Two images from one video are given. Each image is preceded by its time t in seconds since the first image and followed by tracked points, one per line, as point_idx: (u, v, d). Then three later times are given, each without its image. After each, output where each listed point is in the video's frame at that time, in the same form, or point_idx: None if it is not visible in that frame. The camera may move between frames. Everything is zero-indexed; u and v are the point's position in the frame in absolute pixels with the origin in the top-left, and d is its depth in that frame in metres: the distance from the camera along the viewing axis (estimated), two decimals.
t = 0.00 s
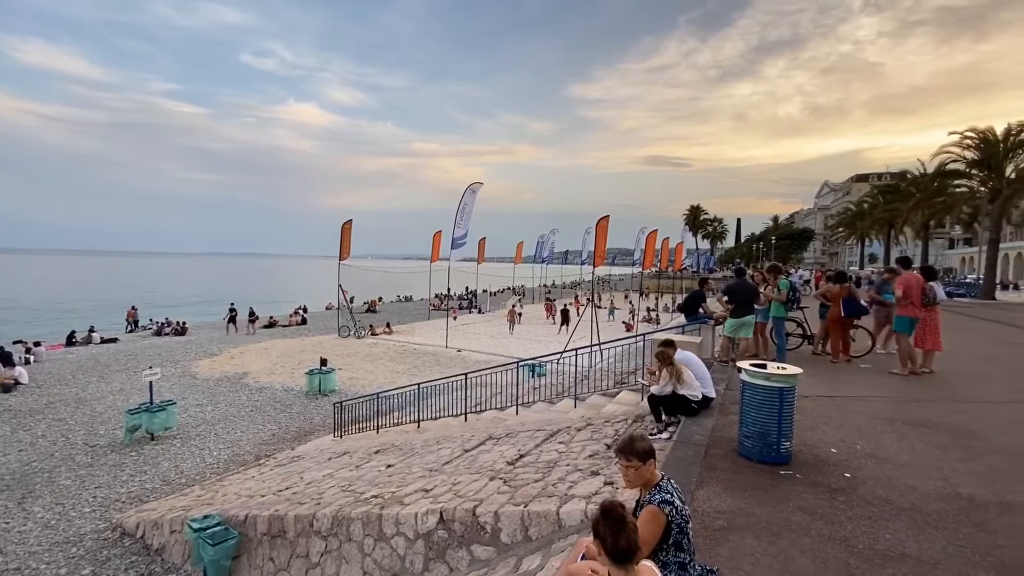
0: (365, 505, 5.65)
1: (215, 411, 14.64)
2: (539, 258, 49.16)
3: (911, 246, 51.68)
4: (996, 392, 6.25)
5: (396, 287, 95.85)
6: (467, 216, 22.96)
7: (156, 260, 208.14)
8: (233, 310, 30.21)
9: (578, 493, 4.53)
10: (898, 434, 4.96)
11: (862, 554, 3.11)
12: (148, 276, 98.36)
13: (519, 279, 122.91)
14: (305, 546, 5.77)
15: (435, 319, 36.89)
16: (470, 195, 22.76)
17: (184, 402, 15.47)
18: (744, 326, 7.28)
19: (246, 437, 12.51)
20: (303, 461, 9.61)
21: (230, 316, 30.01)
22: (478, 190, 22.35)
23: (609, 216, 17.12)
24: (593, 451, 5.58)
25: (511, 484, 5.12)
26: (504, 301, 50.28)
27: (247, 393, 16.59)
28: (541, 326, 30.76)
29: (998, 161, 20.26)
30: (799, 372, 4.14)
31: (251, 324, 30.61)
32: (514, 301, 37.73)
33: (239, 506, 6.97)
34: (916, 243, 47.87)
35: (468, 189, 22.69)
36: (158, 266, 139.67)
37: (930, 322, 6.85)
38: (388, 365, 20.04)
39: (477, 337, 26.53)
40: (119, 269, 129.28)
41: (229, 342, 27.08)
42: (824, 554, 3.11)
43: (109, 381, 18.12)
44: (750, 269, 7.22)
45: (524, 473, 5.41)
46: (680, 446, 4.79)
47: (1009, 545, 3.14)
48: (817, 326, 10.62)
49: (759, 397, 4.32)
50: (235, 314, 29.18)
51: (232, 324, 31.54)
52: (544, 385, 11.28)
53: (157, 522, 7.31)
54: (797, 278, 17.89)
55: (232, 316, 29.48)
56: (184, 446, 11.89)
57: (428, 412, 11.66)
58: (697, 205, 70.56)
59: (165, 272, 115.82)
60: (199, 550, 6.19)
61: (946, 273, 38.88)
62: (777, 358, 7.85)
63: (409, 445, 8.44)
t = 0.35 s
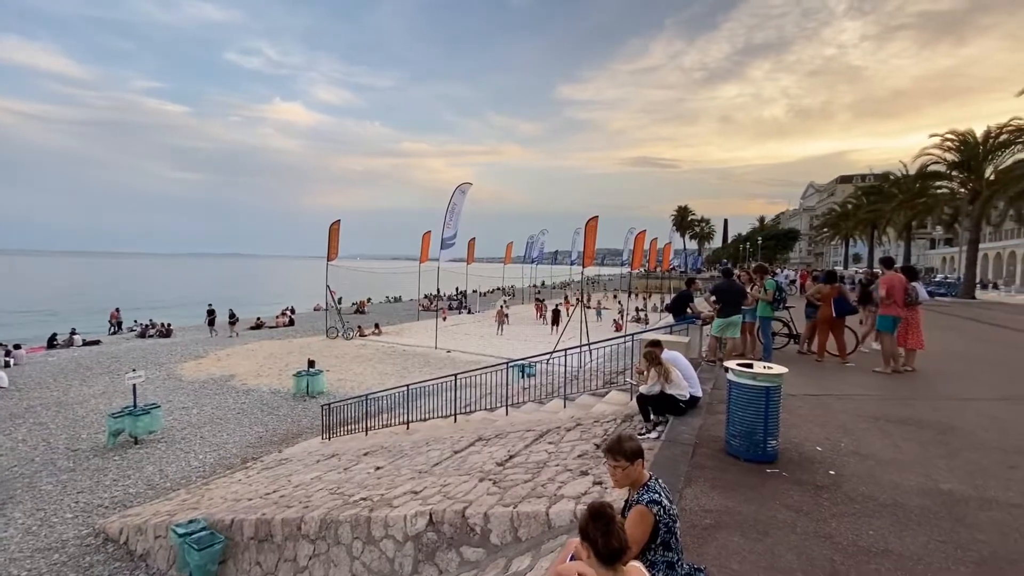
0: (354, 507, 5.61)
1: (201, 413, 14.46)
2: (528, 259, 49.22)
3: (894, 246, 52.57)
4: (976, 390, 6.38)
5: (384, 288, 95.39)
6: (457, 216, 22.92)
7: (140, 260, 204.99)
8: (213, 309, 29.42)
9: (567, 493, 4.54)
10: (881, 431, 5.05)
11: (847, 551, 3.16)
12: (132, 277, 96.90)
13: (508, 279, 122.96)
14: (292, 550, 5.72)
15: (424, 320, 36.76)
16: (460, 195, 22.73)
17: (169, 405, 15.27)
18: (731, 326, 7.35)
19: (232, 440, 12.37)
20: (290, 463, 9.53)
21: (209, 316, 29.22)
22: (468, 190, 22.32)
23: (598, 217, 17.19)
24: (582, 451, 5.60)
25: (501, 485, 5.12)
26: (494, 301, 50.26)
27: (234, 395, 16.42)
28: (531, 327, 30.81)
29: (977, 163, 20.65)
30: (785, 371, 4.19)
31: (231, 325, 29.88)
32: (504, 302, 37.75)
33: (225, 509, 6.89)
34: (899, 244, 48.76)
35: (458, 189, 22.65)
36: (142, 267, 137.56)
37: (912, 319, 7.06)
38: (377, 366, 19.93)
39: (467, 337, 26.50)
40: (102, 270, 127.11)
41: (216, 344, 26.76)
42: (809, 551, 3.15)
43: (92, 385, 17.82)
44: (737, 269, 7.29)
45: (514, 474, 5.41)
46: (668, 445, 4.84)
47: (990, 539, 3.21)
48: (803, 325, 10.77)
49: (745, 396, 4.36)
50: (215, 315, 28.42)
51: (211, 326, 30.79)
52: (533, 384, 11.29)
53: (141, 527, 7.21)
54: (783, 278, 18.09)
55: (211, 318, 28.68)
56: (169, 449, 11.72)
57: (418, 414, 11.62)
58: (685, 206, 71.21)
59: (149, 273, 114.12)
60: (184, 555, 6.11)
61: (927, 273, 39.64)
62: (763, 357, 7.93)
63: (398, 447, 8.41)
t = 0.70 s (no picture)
0: (347, 508, 5.59)
1: (193, 414, 14.37)
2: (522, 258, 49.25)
3: (884, 246, 53.03)
4: (966, 389, 6.44)
5: (378, 288, 95.20)
6: (450, 216, 22.89)
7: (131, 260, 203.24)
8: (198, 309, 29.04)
9: (561, 493, 4.55)
10: (871, 429, 5.09)
11: (838, 549, 3.18)
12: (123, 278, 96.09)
13: (502, 279, 122.99)
14: (286, 552, 5.70)
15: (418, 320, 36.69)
16: (454, 195, 22.71)
17: (161, 406, 15.16)
18: (723, 325, 7.39)
19: (225, 441, 12.30)
20: (283, 465, 9.49)
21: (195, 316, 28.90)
22: (461, 190, 22.30)
23: (591, 217, 17.25)
24: (576, 451, 5.61)
25: (495, 485, 5.13)
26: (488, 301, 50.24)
27: (226, 396, 16.31)
28: (525, 327, 30.79)
29: (966, 163, 20.85)
30: (777, 371, 4.21)
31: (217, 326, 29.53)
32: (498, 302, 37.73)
33: (218, 511, 6.85)
34: (889, 244, 49.23)
35: (452, 188, 22.63)
36: (133, 267, 136.34)
37: (901, 319, 7.13)
38: (370, 366, 19.87)
39: (461, 337, 26.46)
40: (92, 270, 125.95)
41: (208, 344, 26.58)
42: (800, 550, 3.18)
43: (82, 386, 17.67)
44: (729, 269, 7.32)
45: (508, 474, 5.41)
46: (661, 444, 4.85)
47: (979, 536, 3.25)
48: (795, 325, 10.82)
49: (738, 396, 4.38)
50: (200, 315, 28.06)
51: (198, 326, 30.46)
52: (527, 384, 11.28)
53: (133, 529, 7.14)
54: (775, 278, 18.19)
55: (196, 318, 28.30)
56: (161, 451, 11.64)
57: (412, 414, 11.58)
58: (678, 206, 71.58)
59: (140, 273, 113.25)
60: (176, 557, 6.06)
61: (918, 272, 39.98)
62: (756, 356, 7.97)
63: (392, 447, 8.39)
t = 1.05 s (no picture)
0: (346, 508, 5.60)
1: (191, 414, 14.34)
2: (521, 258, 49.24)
3: (881, 246, 53.18)
4: (962, 387, 6.46)
5: (376, 288, 95.20)
6: (449, 215, 22.88)
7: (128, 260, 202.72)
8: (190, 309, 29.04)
9: (559, 492, 4.56)
10: (869, 429, 5.10)
11: (835, 548, 3.19)
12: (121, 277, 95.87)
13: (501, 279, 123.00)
14: (284, 551, 5.69)
15: (416, 319, 36.65)
16: (452, 194, 22.70)
17: (159, 406, 15.13)
18: (721, 324, 7.40)
19: (223, 441, 12.27)
20: (282, 464, 9.48)
21: (186, 315, 28.77)
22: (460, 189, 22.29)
23: (589, 216, 17.26)
24: (574, 450, 5.62)
25: (493, 485, 5.13)
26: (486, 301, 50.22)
27: (224, 395, 16.28)
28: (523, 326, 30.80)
29: (963, 162, 20.89)
30: (775, 370, 4.22)
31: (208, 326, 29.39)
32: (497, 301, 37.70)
33: (217, 511, 6.84)
34: (887, 244, 49.34)
35: (450, 188, 22.60)
36: (131, 266, 136.07)
37: (898, 318, 7.15)
38: (369, 366, 19.85)
39: (459, 337, 26.45)
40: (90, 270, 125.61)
41: (206, 344, 26.52)
42: (798, 548, 3.19)
43: (80, 386, 17.62)
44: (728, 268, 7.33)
45: (506, 474, 5.41)
46: (659, 444, 4.86)
47: (975, 535, 3.26)
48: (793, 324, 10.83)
49: (736, 395, 4.39)
50: (193, 314, 27.95)
51: (191, 326, 30.37)
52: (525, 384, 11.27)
53: (131, 529, 7.14)
54: (773, 278, 18.21)
55: (189, 317, 28.19)
56: (159, 450, 11.63)
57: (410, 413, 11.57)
58: (677, 205, 71.68)
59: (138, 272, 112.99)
60: (174, 557, 6.05)
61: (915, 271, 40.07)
62: (754, 355, 7.97)
63: (390, 447, 8.39)
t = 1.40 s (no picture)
0: (347, 507, 5.60)
1: (193, 413, 14.35)
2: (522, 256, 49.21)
3: (882, 245, 53.15)
4: (963, 385, 6.46)
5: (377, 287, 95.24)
6: (450, 214, 22.88)
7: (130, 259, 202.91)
8: (185, 309, 28.98)
9: (561, 490, 4.56)
10: (871, 427, 5.09)
11: (837, 546, 3.19)
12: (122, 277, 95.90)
13: (502, 278, 123.03)
14: (286, 550, 5.70)
15: (417, 318, 36.66)
16: (454, 193, 22.71)
17: (160, 406, 15.14)
18: (723, 323, 7.40)
19: (224, 440, 12.28)
20: (283, 463, 9.50)
21: (182, 315, 28.57)
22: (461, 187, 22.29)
23: (591, 214, 17.23)
24: (576, 449, 5.62)
25: (495, 484, 5.12)
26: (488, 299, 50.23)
27: (225, 394, 16.27)
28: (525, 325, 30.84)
29: (965, 160, 20.87)
30: (776, 368, 4.21)
31: (204, 326, 29.27)
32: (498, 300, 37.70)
33: (218, 510, 6.85)
34: (888, 242, 49.32)
35: (452, 186, 22.59)
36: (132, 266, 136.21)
37: (900, 316, 7.14)
38: (370, 364, 19.87)
39: (461, 335, 26.46)
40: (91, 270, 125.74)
41: (207, 343, 26.51)
42: (799, 546, 3.18)
43: (82, 385, 17.64)
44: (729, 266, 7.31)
45: (508, 472, 5.41)
46: (661, 442, 4.85)
47: (977, 532, 3.26)
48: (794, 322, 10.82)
49: (738, 393, 4.38)
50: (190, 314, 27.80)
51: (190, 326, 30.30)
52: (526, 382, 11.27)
53: (133, 528, 7.15)
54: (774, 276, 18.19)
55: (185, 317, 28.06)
56: (161, 449, 11.64)
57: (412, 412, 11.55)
58: (678, 204, 71.66)
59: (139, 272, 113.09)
60: (176, 555, 6.06)
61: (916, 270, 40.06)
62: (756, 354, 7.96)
63: (392, 446, 8.39)
